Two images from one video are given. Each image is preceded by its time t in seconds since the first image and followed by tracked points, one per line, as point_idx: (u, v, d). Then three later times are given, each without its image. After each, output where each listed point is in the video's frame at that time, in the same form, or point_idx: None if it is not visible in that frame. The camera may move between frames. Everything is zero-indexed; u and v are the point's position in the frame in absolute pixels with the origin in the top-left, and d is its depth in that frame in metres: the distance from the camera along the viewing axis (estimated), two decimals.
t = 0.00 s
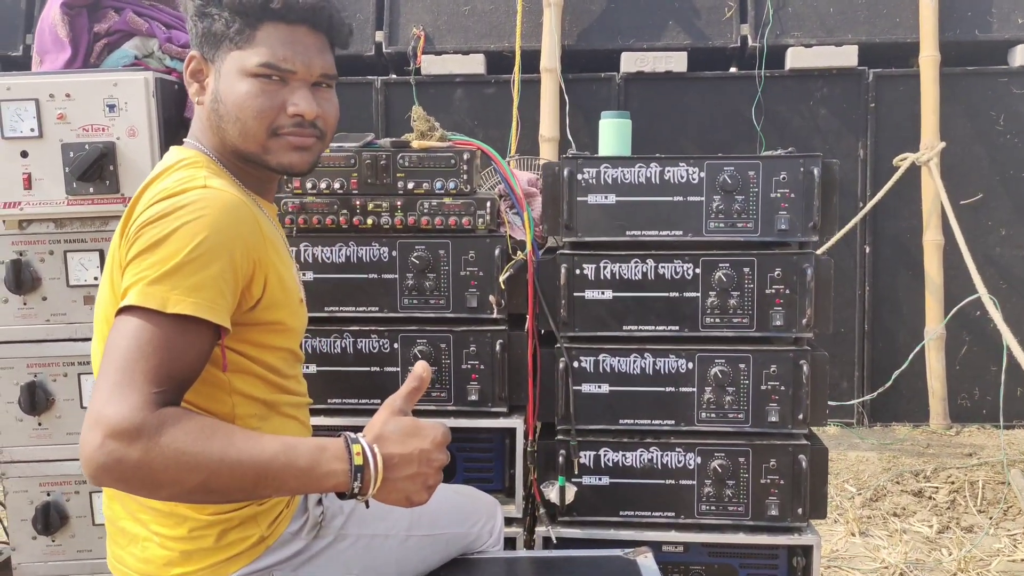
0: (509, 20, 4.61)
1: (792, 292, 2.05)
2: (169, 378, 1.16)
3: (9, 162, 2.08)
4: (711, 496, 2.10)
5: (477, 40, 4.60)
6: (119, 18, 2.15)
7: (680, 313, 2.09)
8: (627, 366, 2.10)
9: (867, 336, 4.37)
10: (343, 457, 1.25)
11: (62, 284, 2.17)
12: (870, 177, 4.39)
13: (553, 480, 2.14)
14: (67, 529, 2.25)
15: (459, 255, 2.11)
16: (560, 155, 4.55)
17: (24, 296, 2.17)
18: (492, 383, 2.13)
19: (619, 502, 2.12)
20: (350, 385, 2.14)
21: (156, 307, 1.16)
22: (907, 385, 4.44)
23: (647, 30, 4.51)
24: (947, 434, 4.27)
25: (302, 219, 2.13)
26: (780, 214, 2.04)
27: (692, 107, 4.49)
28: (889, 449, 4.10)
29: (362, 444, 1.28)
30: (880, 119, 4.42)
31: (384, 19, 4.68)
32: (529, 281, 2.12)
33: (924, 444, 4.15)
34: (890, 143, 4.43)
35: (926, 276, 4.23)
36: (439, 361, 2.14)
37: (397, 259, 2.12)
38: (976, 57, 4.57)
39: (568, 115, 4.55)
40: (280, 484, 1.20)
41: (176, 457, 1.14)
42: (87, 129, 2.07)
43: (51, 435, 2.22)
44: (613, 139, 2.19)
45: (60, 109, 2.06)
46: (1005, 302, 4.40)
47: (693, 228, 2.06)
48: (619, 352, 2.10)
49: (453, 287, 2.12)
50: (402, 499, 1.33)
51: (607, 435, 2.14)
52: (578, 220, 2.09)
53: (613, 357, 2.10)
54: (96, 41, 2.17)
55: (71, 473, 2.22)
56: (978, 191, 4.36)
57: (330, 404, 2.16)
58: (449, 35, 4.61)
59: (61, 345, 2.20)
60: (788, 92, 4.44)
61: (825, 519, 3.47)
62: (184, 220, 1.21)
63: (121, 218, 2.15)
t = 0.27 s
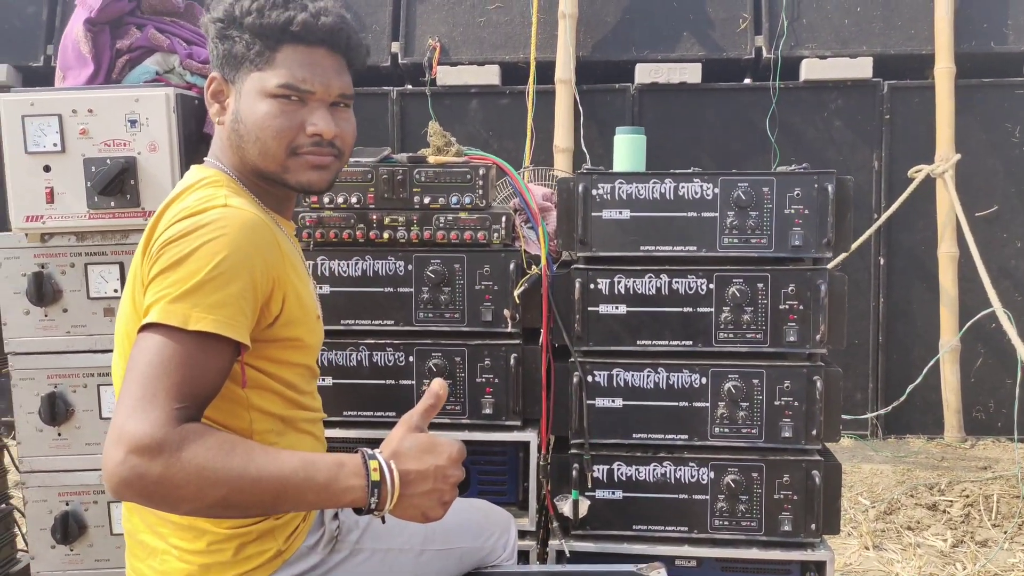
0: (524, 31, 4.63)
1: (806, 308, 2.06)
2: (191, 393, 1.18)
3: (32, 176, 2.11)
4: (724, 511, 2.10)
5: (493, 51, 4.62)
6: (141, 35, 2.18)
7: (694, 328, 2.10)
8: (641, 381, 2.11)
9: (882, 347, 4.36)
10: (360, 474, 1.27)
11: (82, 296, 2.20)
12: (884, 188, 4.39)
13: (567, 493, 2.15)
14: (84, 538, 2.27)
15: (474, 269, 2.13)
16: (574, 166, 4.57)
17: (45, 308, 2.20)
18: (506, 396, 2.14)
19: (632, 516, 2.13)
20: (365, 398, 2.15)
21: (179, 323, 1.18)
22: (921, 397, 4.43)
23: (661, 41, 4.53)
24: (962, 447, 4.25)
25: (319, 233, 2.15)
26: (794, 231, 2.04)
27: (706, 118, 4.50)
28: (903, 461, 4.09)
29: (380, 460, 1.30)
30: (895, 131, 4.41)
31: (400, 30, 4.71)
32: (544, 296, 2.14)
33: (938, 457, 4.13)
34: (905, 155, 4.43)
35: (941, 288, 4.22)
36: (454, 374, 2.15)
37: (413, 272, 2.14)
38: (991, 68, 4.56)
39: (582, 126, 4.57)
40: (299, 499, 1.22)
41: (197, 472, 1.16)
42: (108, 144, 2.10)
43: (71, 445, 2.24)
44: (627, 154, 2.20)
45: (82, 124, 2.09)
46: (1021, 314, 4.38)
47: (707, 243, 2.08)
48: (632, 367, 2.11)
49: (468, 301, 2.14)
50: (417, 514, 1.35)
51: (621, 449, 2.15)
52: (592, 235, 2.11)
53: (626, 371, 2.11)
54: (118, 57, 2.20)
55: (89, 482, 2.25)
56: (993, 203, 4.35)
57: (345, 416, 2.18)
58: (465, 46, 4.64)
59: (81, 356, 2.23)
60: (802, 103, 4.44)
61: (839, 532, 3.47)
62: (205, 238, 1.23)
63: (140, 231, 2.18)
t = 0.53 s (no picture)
0: (530, 46, 4.69)
1: (811, 324, 2.09)
2: (208, 422, 1.21)
3: (48, 202, 2.15)
4: (732, 524, 2.13)
5: (499, 66, 4.68)
6: (154, 62, 2.23)
7: (700, 345, 2.13)
8: (649, 398, 2.14)
9: (889, 356, 4.38)
10: (373, 499, 1.30)
11: (99, 319, 2.24)
12: (889, 198, 4.42)
13: (577, 508, 2.20)
14: (103, 556, 2.31)
15: (484, 289, 2.17)
16: (580, 178, 4.61)
17: (63, 331, 2.24)
18: (516, 413, 2.18)
19: (641, 531, 2.17)
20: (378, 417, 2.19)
21: (196, 353, 1.20)
22: (929, 405, 4.44)
23: (666, 55, 4.58)
24: (970, 455, 4.27)
25: (331, 255, 2.20)
26: (798, 248, 2.07)
27: (711, 130, 4.53)
28: (912, 470, 4.10)
29: (392, 485, 1.33)
30: (899, 141, 4.44)
31: (407, 46, 4.78)
32: (552, 314, 2.17)
33: (946, 465, 4.15)
34: (910, 164, 4.46)
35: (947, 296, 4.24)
36: (465, 392, 2.19)
37: (423, 293, 2.18)
38: (995, 77, 4.59)
39: (588, 139, 4.61)
40: (314, 524, 1.24)
41: (214, 499, 1.18)
42: (123, 170, 2.14)
43: (89, 465, 2.28)
44: (634, 174, 2.23)
45: (98, 151, 2.14)
46: None
47: (713, 261, 2.11)
48: (640, 384, 2.15)
49: (478, 320, 2.17)
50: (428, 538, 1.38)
51: (630, 465, 2.18)
52: (599, 255, 2.15)
53: (634, 389, 2.14)
54: (131, 85, 2.25)
55: (107, 502, 2.29)
56: (998, 211, 4.37)
57: (358, 434, 2.22)
58: (472, 61, 4.70)
59: (98, 378, 2.27)
60: (807, 114, 4.48)
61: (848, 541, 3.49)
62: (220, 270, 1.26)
63: (155, 255, 2.22)
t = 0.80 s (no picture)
0: (532, 55, 4.73)
1: (818, 331, 2.12)
2: (243, 442, 1.23)
3: (65, 222, 2.18)
4: (742, 529, 2.16)
5: (501, 74, 4.73)
6: (167, 82, 2.27)
7: (709, 354, 2.17)
8: (659, 406, 2.18)
9: (892, 357, 4.42)
10: (400, 521, 1.35)
11: (115, 335, 2.28)
12: (890, 201, 4.46)
13: (590, 515, 2.23)
14: (122, 569, 2.34)
15: (495, 301, 2.21)
16: (583, 185, 4.64)
17: (80, 347, 2.27)
18: (529, 423, 2.21)
19: (653, 537, 2.20)
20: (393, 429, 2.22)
21: (229, 373, 1.22)
22: (933, 406, 4.48)
23: (667, 61, 4.62)
24: (974, 454, 4.30)
25: (344, 270, 2.23)
26: (804, 257, 2.11)
27: (712, 135, 4.57)
28: (916, 470, 4.14)
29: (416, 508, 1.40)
30: (899, 144, 4.48)
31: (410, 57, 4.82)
32: (563, 326, 2.22)
33: (951, 465, 4.18)
34: (910, 167, 4.49)
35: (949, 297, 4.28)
36: (477, 403, 2.22)
37: (436, 306, 2.22)
38: (993, 79, 4.63)
39: (591, 146, 4.65)
40: (346, 545, 1.28)
41: (253, 518, 1.21)
42: (139, 189, 2.18)
43: (108, 479, 2.31)
44: (641, 186, 2.27)
45: (114, 171, 2.17)
46: None
47: (720, 271, 2.14)
48: (650, 392, 2.18)
49: (490, 332, 2.22)
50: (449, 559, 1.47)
51: (641, 472, 2.22)
52: (608, 266, 2.18)
53: (645, 397, 2.18)
54: (144, 105, 2.28)
55: (125, 515, 2.31)
56: (999, 212, 4.40)
57: (374, 445, 2.26)
58: (474, 70, 4.75)
59: (116, 393, 2.30)
60: (807, 119, 4.52)
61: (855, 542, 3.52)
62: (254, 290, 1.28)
63: (170, 271, 2.25)
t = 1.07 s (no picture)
0: (536, 65, 4.79)
1: (825, 343, 2.17)
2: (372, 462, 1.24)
3: (88, 239, 2.24)
4: (752, 537, 2.21)
5: (506, 85, 4.78)
6: (186, 101, 2.33)
7: (718, 365, 2.21)
8: (669, 416, 2.23)
9: (895, 363, 4.47)
10: (443, 521, 1.46)
11: (136, 349, 2.32)
12: (892, 208, 4.51)
13: (602, 524, 2.28)
14: None
15: (508, 313, 2.26)
16: (588, 194, 4.69)
17: (102, 361, 2.32)
18: (542, 433, 2.26)
19: (664, 544, 2.24)
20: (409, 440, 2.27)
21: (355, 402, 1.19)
22: (936, 411, 4.53)
23: (670, 71, 4.67)
24: (976, 459, 4.35)
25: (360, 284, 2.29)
26: (810, 270, 2.16)
27: (715, 144, 4.63)
28: (920, 475, 4.18)
29: (450, 510, 1.50)
30: (900, 152, 4.53)
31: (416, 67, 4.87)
32: (574, 337, 2.26)
33: (954, 470, 4.23)
34: (911, 174, 4.54)
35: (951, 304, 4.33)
36: (491, 414, 2.27)
37: (451, 319, 2.27)
38: (993, 87, 4.68)
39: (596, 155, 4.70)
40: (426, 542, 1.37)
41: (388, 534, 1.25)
42: (160, 206, 2.22)
43: (129, 489, 2.36)
44: (649, 201, 2.32)
45: (135, 189, 2.22)
46: None
47: (728, 284, 2.19)
48: (660, 402, 2.23)
49: (503, 344, 2.27)
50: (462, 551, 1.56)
51: (652, 481, 2.26)
52: (619, 279, 2.23)
53: (655, 407, 2.23)
54: (164, 124, 2.33)
55: (146, 525, 2.36)
56: (999, 219, 4.45)
57: (390, 455, 2.31)
58: (479, 81, 4.80)
59: (137, 405, 2.35)
60: (809, 127, 4.57)
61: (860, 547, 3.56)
62: (341, 315, 1.21)
63: (190, 286, 2.30)
